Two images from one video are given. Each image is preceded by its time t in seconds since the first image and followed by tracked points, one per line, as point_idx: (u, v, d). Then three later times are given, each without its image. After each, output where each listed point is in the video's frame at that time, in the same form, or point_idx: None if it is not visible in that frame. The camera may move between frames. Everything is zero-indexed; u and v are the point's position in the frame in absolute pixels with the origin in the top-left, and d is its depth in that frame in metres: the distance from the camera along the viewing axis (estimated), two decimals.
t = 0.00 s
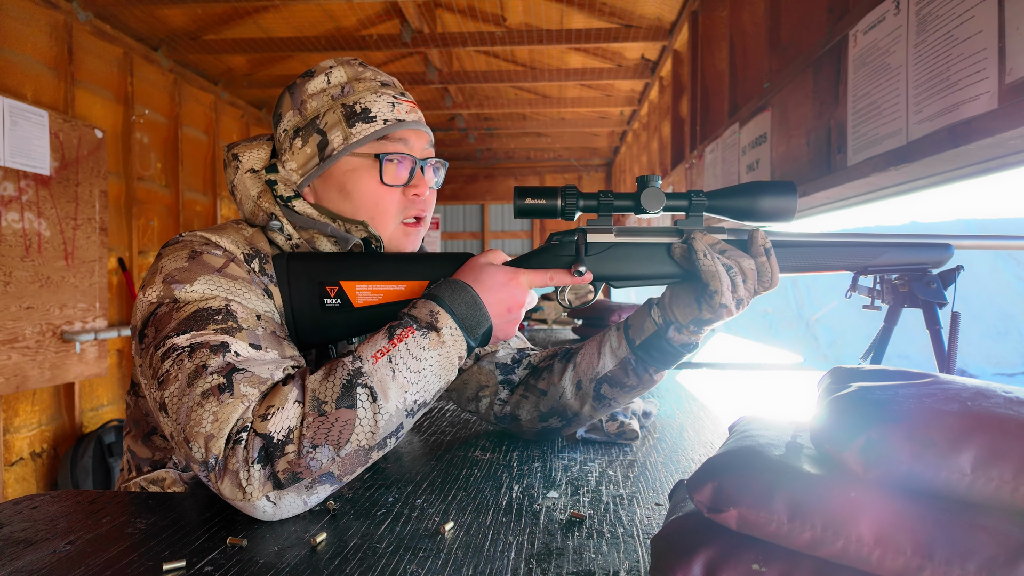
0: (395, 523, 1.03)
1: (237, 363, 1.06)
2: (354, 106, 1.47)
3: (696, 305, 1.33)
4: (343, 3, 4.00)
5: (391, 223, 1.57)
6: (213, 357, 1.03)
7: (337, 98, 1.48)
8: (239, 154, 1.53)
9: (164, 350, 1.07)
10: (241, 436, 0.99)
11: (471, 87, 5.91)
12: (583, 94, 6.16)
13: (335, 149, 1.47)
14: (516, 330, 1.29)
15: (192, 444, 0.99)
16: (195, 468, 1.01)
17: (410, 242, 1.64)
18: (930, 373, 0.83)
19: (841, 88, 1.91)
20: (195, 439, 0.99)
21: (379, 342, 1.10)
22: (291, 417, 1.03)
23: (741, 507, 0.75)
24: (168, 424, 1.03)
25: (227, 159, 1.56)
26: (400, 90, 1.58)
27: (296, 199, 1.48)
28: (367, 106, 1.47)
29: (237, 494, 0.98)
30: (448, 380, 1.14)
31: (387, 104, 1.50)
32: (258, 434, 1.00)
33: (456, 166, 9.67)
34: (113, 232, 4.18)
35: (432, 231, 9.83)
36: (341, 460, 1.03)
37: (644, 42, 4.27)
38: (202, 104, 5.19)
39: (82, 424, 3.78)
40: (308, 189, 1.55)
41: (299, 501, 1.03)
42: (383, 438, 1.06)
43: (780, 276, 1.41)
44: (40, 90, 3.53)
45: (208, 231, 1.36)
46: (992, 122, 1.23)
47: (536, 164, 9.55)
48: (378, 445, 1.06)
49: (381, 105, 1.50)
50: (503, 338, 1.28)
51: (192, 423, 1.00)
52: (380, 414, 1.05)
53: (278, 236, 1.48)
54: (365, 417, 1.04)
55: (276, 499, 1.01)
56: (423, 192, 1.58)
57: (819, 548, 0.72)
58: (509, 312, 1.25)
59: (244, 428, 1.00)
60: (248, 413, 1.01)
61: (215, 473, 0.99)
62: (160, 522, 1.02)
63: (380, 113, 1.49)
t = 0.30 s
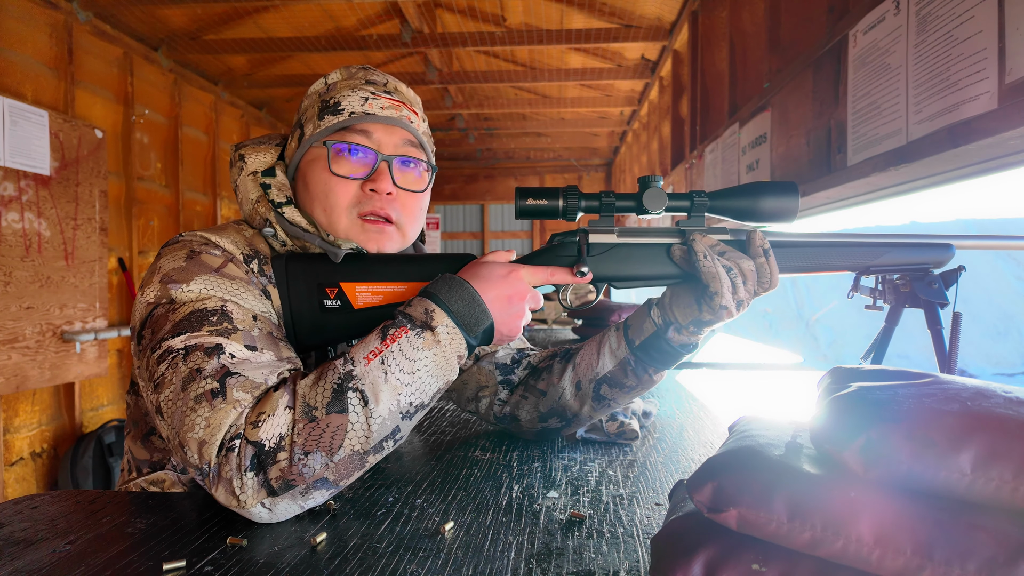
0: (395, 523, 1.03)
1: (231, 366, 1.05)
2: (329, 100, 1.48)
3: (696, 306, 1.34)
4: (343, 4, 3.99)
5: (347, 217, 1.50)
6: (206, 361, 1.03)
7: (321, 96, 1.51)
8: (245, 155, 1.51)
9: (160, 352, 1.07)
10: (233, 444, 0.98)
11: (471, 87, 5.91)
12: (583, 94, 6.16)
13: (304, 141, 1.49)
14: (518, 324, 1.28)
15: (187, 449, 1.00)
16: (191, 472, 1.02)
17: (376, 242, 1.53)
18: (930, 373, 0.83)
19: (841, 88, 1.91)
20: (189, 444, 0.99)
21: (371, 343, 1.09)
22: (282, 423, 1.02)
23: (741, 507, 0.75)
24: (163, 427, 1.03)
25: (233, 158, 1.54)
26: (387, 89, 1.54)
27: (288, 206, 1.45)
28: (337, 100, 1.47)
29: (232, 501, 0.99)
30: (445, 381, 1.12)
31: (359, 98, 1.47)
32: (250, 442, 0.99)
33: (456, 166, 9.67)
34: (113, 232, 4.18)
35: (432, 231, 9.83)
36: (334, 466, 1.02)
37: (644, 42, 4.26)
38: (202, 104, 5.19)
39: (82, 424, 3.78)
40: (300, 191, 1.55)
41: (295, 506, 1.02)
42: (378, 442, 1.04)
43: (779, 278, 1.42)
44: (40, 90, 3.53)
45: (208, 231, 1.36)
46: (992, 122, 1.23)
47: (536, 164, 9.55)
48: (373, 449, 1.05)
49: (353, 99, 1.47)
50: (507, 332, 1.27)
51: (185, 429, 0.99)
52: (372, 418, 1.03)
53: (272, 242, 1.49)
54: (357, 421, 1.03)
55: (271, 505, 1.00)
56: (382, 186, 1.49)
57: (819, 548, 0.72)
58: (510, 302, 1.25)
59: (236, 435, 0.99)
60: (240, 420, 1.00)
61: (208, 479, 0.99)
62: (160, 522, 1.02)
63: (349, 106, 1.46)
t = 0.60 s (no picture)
0: (395, 523, 1.03)
1: (230, 368, 1.05)
2: (328, 104, 1.48)
3: (696, 307, 1.34)
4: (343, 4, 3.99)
5: (347, 221, 1.51)
6: (206, 362, 1.03)
7: (320, 99, 1.51)
8: (246, 156, 1.51)
9: (160, 354, 1.07)
10: (230, 446, 0.98)
11: (471, 87, 5.91)
12: (583, 95, 6.16)
13: (303, 144, 1.49)
14: (512, 310, 1.27)
15: (186, 451, 0.99)
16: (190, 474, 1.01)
17: (377, 246, 1.55)
18: (929, 373, 0.83)
19: (841, 88, 1.91)
20: (188, 447, 0.99)
21: (363, 340, 1.09)
22: (276, 423, 1.02)
23: (741, 507, 0.75)
24: (162, 428, 1.04)
25: (234, 159, 1.55)
26: (387, 92, 1.53)
27: (287, 208, 1.45)
28: (336, 104, 1.46)
29: (230, 503, 0.99)
30: (438, 374, 1.13)
31: (358, 102, 1.47)
32: (245, 443, 0.99)
33: (456, 167, 9.67)
34: (114, 232, 4.19)
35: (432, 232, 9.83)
36: (330, 464, 1.02)
37: (644, 42, 4.26)
38: (202, 104, 5.20)
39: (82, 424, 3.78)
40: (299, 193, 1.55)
41: (293, 505, 1.03)
42: (373, 437, 1.05)
43: (779, 279, 1.42)
44: (40, 90, 3.53)
45: (209, 232, 1.37)
46: (991, 123, 1.23)
47: (536, 164, 9.55)
48: (369, 445, 1.05)
49: (352, 103, 1.47)
50: (503, 319, 1.26)
51: (184, 431, 0.99)
52: (366, 414, 1.03)
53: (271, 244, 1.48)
54: (350, 418, 1.03)
55: (269, 505, 1.00)
56: (382, 190, 1.50)
57: (818, 548, 0.72)
58: (500, 287, 1.25)
59: (233, 437, 0.99)
60: (238, 422, 1.01)
61: (207, 481, 0.99)
62: (160, 522, 1.02)
63: (348, 110, 1.46)
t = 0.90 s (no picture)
0: (395, 523, 1.03)
1: (222, 370, 1.06)
2: (335, 101, 1.48)
3: (695, 306, 1.34)
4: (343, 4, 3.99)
5: (349, 215, 1.50)
6: (199, 366, 1.04)
7: (326, 96, 1.51)
8: (246, 154, 1.52)
9: (154, 357, 1.07)
10: (222, 446, 0.99)
11: (471, 87, 5.91)
12: (583, 95, 6.16)
13: (308, 140, 1.49)
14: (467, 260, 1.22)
15: (181, 454, 1.00)
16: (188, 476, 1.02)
17: (375, 241, 1.55)
18: (929, 373, 0.83)
19: (841, 88, 1.91)
20: (182, 450, 0.99)
21: (334, 328, 1.08)
22: (263, 419, 1.02)
23: (740, 507, 0.75)
24: (158, 432, 1.05)
25: (235, 157, 1.56)
26: (392, 91, 1.54)
27: (289, 204, 1.45)
28: (343, 101, 1.46)
29: (227, 502, 0.99)
30: (416, 350, 1.13)
31: (365, 100, 1.47)
32: (235, 441, 0.99)
33: (456, 167, 9.67)
34: (114, 232, 4.19)
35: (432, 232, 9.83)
36: (321, 451, 1.03)
37: (644, 42, 4.26)
38: (202, 104, 5.19)
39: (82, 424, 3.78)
40: (301, 188, 1.54)
41: (291, 500, 1.03)
42: (360, 420, 1.05)
43: (778, 278, 1.42)
44: (40, 89, 3.53)
45: (206, 232, 1.37)
46: (991, 123, 1.23)
47: (536, 164, 9.55)
48: (357, 428, 1.06)
49: (358, 101, 1.47)
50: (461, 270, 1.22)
51: (178, 434, 1.00)
52: (348, 398, 1.03)
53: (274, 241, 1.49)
54: (334, 403, 1.03)
55: (266, 501, 1.00)
56: (387, 187, 1.51)
57: (818, 548, 0.72)
58: (445, 237, 1.20)
59: (224, 437, 0.99)
60: (228, 422, 1.01)
61: (202, 483, 0.99)
62: (160, 522, 1.02)
63: (355, 108, 1.46)
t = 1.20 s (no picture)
0: (395, 523, 1.03)
1: (219, 372, 1.06)
2: (312, 102, 1.48)
3: (694, 307, 1.34)
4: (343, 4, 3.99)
5: (331, 218, 1.49)
6: (196, 368, 1.03)
7: (305, 97, 1.51)
8: (235, 159, 1.52)
9: (150, 359, 1.07)
10: (220, 447, 0.99)
11: (471, 87, 5.91)
12: (583, 95, 6.16)
13: (290, 144, 1.50)
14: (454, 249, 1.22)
15: (179, 456, 1.00)
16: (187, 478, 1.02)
17: (359, 245, 1.52)
18: (929, 373, 0.83)
19: (841, 88, 1.91)
20: (181, 452, 0.99)
21: (326, 325, 1.09)
22: (259, 418, 1.02)
23: (741, 507, 0.75)
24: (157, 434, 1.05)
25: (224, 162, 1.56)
26: (371, 86, 1.52)
27: (275, 211, 1.48)
28: (320, 101, 1.46)
29: (227, 503, 0.99)
30: (408, 344, 1.14)
31: (342, 99, 1.46)
32: (233, 442, 0.99)
33: (456, 167, 9.67)
34: (114, 232, 4.19)
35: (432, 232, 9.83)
36: (319, 448, 1.03)
37: (644, 42, 4.25)
38: (202, 104, 5.19)
39: (82, 424, 3.78)
40: (286, 194, 1.54)
41: (291, 499, 1.03)
42: (355, 416, 1.05)
43: (777, 279, 1.43)
44: (40, 89, 3.53)
45: (202, 234, 1.37)
46: (991, 123, 1.23)
47: (536, 164, 9.55)
48: (353, 424, 1.06)
49: (335, 100, 1.46)
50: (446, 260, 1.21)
51: (176, 436, 1.00)
52: (343, 393, 1.04)
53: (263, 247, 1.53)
54: (329, 400, 1.03)
55: (266, 501, 1.00)
56: (369, 189, 1.48)
57: (818, 548, 0.72)
58: (432, 229, 1.20)
59: (221, 438, 0.99)
60: (226, 423, 1.01)
61: (201, 485, 0.99)
62: (160, 522, 1.02)
63: (332, 108, 1.46)
